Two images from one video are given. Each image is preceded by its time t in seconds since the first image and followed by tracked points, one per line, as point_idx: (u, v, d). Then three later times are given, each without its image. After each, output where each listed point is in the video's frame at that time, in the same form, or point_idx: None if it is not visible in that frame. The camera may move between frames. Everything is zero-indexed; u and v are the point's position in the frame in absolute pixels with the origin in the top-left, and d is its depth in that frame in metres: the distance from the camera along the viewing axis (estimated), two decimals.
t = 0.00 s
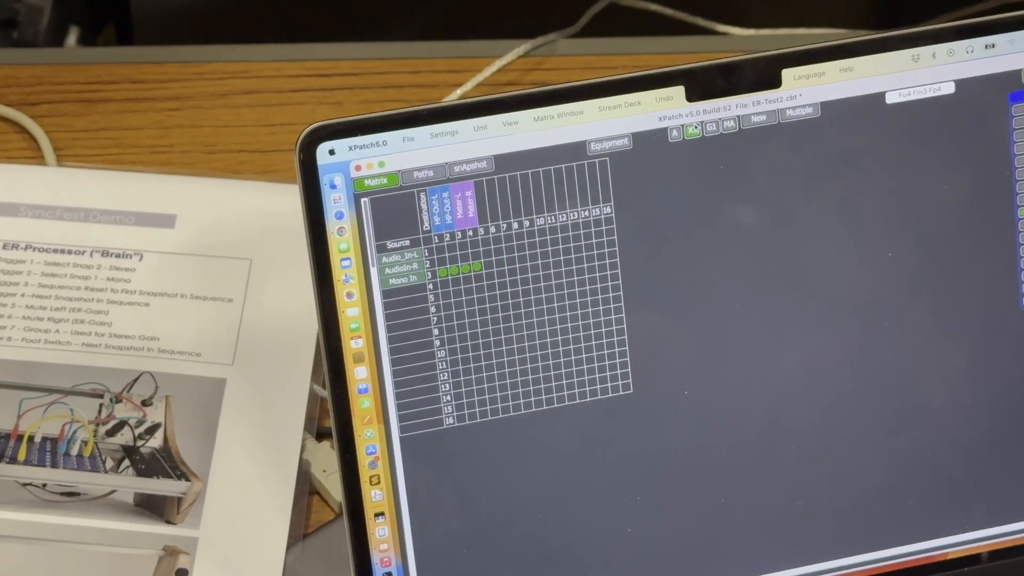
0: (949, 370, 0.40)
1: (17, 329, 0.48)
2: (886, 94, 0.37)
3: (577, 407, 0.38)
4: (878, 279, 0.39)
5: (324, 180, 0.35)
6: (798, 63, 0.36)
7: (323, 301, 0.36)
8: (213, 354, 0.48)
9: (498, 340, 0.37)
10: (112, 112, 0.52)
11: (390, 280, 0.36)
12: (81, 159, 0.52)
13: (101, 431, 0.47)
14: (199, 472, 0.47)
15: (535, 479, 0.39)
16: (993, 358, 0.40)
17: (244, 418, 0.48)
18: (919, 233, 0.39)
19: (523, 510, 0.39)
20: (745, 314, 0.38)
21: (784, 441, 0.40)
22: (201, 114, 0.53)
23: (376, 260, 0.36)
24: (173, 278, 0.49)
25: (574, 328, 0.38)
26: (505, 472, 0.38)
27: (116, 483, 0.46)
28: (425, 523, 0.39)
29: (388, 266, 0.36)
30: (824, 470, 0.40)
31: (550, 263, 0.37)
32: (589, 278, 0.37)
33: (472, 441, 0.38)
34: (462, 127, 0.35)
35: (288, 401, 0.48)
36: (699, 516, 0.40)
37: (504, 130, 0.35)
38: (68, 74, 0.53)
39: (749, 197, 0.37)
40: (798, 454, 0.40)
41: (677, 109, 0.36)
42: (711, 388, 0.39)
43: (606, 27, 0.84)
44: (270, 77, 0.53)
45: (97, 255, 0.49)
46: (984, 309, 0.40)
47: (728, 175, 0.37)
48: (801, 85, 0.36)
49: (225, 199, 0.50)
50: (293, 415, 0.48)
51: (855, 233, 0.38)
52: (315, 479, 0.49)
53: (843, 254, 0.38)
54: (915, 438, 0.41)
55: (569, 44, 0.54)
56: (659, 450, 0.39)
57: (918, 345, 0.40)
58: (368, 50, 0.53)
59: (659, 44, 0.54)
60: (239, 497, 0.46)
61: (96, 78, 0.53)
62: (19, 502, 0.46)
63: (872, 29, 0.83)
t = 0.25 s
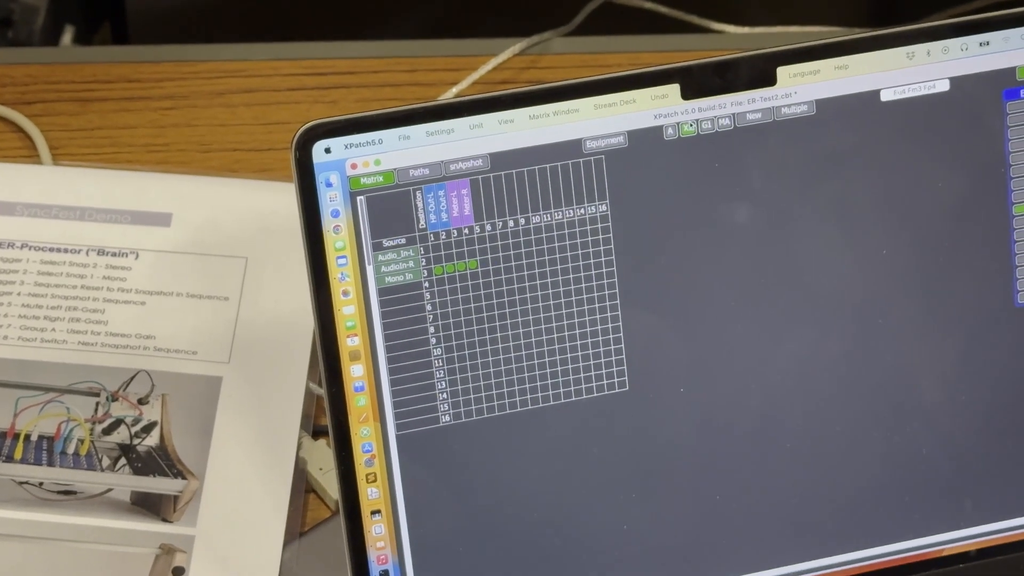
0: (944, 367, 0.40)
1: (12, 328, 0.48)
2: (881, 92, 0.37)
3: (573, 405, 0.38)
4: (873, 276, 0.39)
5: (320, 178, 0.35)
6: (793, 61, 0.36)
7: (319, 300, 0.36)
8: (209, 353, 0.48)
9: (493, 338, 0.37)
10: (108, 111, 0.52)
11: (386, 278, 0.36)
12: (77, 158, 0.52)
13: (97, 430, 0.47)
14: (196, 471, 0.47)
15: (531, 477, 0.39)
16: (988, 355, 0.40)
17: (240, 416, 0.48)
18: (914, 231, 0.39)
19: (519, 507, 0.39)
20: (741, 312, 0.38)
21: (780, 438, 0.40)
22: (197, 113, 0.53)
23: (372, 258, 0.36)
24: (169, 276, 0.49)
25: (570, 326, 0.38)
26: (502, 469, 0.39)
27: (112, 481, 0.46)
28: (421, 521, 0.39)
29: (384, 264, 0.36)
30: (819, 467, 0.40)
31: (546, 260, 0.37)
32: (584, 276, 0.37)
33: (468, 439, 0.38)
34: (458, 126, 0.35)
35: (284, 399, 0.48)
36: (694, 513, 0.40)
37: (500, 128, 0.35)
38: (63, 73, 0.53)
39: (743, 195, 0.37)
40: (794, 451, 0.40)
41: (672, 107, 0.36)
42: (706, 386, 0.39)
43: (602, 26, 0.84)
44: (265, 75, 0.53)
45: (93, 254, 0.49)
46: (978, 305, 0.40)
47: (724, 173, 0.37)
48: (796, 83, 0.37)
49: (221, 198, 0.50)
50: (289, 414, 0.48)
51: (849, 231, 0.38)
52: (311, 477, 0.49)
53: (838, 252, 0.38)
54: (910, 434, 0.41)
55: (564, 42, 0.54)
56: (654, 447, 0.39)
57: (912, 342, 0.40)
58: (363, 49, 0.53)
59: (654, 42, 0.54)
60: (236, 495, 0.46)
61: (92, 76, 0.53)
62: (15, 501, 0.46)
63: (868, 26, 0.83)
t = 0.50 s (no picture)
0: (944, 366, 0.40)
1: (14, 327, 0.48)
2: (881, 91, 0.37)
3: (574, 404, 0.38)
4: (874, 275, 0.39)
5: (321, 178, 0.35)
6: (794, 60, 0.36)
7: (320, 299, 0.36)
8: (210, 352, 0.48)
9: (495, 337, 0.37)
10: (108, 110, 0.52)
11: (388, 278, 0.36)
12: (78, 158, 0.52)
13: (99, 429, 0.47)
14: (197, 470, 0.47)
15: (533, 475, 0.39)
16: (988, 353, 0.40)
17: (241, 415, 0.48)
18: (914, 229, 0.39)
19: (521, 506, 0.39)
20: (741, 311, 0.39)
21: (780, 437, 0.40)
22: (197, 112, 0.53)
23: (374, 257, 0.36)
24: (170, 275, 0.49)
25: (571, 325, 0.38)
26: (503, 468, 0.39)
27: (114, 480, 0.46)
28: (423, 520, 0.39)
29: (386, 263, 0.36)
30: (819, 465, 0.40)
31: (547, 259, 0.37)
32: (585, 275, 0.37)
33: (469, 438, 0.38)
34: (459, 125, 0.35)
35: (286, 398, 0.48)
36: (695, 512, 0.40)
37: (501, 128, 0.35)
38: (63, 72, 0.53)
39: (744, 194, 0.37)
40: (794, 450, 0.40)
41: (673, 106, 0.36)
42: (707, 385, 0.39)
43: (601, 25, 0.84)
44: (265, 75, 0.53)
45: (94, 253, 0.49)
46: (979, 304, 0.40)
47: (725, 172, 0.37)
48: (797, 82, 0.37)
49: (222, 197, 0.50)
50: (290, 413, 0.48)
51: (849, 230, 0.38)
52: (312, 476, 0.49)
53: (838, 250, 0.39)
54: (911, 433, 0.41)
55: (563, 41, 0.54)
56: (655, 446, 0.39)
57: (912, 340, 0.40)
58: (363, 48, 0.53)
59: (654, 41, 0.54)
60: (237, 494, 0.46)
61: (92, 76, 0.53)
62: (17, 500, 0.46)
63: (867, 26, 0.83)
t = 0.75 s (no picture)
0: (946, 365, 0.40)
1: (15, 327, 0.48)
2: (884, 91, 0.37)
3: (576, 404, 0.38)
4: (875, 275, 0.39)
5: (323, 178, 0.35)
6: (796, 60, 0.36)
7: (322, 299, 0.36)
8: (211, 352, 0.48)
9: (497, 337, 0.37)
10: (109, 110, 0.52)
11: (390, 278, 0.36)
12: (79, 158, 0.52)
13: (100, 429, 0.47)
14: (199, 470, 0.47)
15: (535, 475, 0.39)
16: (990, 353, 0.40)
17: (243, 415, 0.48)
18: (916, 229, 0.39)
19: (523, 506, 0.39)
20: (743, 310, 0.39)
21: (782, 437, 0.40)
22: (198, 112, 0.53)
23: (376, 257, 0.36)
24: (171, 276, 0.49)
25: (573, 325, 0.38)
26: (505, 468, 0.39)
27: (116, 480, 0.46)
28: (425, 520, 0.39)
29: (388, 264, 0.36)
30: (821, 465, 0.40)
31: (549, 259, 0.37)
32: (587, 275, 0.37)
33: (472, 438, 0.38)
34: (461, 125, 0.35)
35: (287, 398, 0.48)
36: (697, 512, 0.40)
37: (503, 128, 0.35)
38: (64, 72, 0.53)
39: (746, 194, 0.37)
40: (796, 450, 0.40)
41: (675, 106, 0.36)
42: (709, 385, 0.39)
43: (601, 25, 0.84)
44: (266, 75, 0.53)
45: (95, 253, 0.49)
46: (981, 303, 0.40)
47: (727, 172, 0.37)
48: (799, 82, 0.37)
49: (223, 197, 0.50)
50: (292, 413, 0.48)
51: (851, 230, 0.38)
52: (314, 476, 0.49)
53: (840, 250, 0.39)
54: (913, 433, 0.41)
55: (564, 41, 0.54)
56: (658, 446, 0.39)
57: (914, 340, 0.40)
58: (364, 48, 0.53)
59: (655, 41, 0.54)
60: (239, 494, 0.46)
61: (93, 76, 0.53)
62: (19, 501, 0.46)
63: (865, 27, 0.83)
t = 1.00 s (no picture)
0: (945, 366, 0.40)
1: (13, 328, 0.48)
2: (883, 92, 0.37)
3: (575, 404, 0.38)
4: (874, 276, 0.39)
5: (322, 179, 0.35)
6: (794, 61, 0.36)
7: (321, 300, 0.36)
8: (210, 353, 0.48)
9: (496, 338, 0.37)
10: (107, 111, 0.52)
11: (389, 279, 0.36)
12: (77, 158, 0.52)
13: (99, 430, 0.47)
14: (197, 471, 0.47)
15: (534, 476, 0.39)
16: (989, 353, 0.40)
17: (241, 416, 0.48)
18: (915, 230, 0.39)
19: (522, 507, 0.39)
20: (742, 311, 0.39)
21: (781, 438, 0.40)
22: (197, 113, 0.53)
23: (375, 258, 0.36)
24: (170, 276, 0.49)
25: (572, 326, 0.38)
26: (504, 469, 0.39)
27: (114, 481, 0.46)
28: (424, 521, 0.39)
29: (387, 264, 0.36)
30: (820, 466, 0.40)
31: (548, 260, 0.37)
32: (586, 276, 0.37)
33: (471, 439, 0.38)
34: (460, 126, 0.35)
35: (286, 399, 0.48)
36: (697, 512, 0.40)
37: (502, 129, 0.35)
38: (63, 73, 0.53)
39: (745, 195, 0.37)
40: (795, 450, 0.40)
41: (674, 107, 0.36)
42: (708, 385, 0.39)
43: (600, 25, 0.84)
44: (265, 75, 0.53)
45: (94, 254, 0.49)
46: (979, 304, 0.40)
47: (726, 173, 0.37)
48: (798, 83, 0.37)
49: (221, 198, 0.50)
50: (290, 414, 0.48)
51: (850, 230, 0.38)
52: (312, 477, 0.49)
53: (839, 251, 0.39)
54: (912, 433, 0.41)
55: (563, 42, 0.54)
56: (656, 446, 0.39)
57: (913, 341, 0.40)
58: (363, 49, 0.53)
59: (654, 42, 0.54)
60: (238, 495, 0.46)
61: (92, 76, 0.53)
62: (17, 502, 0.46)
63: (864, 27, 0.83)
